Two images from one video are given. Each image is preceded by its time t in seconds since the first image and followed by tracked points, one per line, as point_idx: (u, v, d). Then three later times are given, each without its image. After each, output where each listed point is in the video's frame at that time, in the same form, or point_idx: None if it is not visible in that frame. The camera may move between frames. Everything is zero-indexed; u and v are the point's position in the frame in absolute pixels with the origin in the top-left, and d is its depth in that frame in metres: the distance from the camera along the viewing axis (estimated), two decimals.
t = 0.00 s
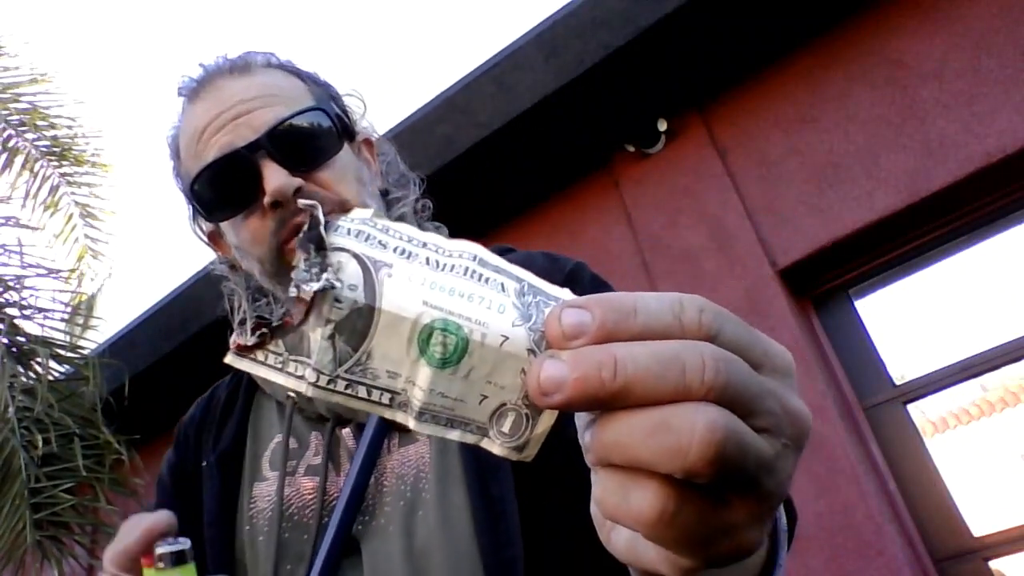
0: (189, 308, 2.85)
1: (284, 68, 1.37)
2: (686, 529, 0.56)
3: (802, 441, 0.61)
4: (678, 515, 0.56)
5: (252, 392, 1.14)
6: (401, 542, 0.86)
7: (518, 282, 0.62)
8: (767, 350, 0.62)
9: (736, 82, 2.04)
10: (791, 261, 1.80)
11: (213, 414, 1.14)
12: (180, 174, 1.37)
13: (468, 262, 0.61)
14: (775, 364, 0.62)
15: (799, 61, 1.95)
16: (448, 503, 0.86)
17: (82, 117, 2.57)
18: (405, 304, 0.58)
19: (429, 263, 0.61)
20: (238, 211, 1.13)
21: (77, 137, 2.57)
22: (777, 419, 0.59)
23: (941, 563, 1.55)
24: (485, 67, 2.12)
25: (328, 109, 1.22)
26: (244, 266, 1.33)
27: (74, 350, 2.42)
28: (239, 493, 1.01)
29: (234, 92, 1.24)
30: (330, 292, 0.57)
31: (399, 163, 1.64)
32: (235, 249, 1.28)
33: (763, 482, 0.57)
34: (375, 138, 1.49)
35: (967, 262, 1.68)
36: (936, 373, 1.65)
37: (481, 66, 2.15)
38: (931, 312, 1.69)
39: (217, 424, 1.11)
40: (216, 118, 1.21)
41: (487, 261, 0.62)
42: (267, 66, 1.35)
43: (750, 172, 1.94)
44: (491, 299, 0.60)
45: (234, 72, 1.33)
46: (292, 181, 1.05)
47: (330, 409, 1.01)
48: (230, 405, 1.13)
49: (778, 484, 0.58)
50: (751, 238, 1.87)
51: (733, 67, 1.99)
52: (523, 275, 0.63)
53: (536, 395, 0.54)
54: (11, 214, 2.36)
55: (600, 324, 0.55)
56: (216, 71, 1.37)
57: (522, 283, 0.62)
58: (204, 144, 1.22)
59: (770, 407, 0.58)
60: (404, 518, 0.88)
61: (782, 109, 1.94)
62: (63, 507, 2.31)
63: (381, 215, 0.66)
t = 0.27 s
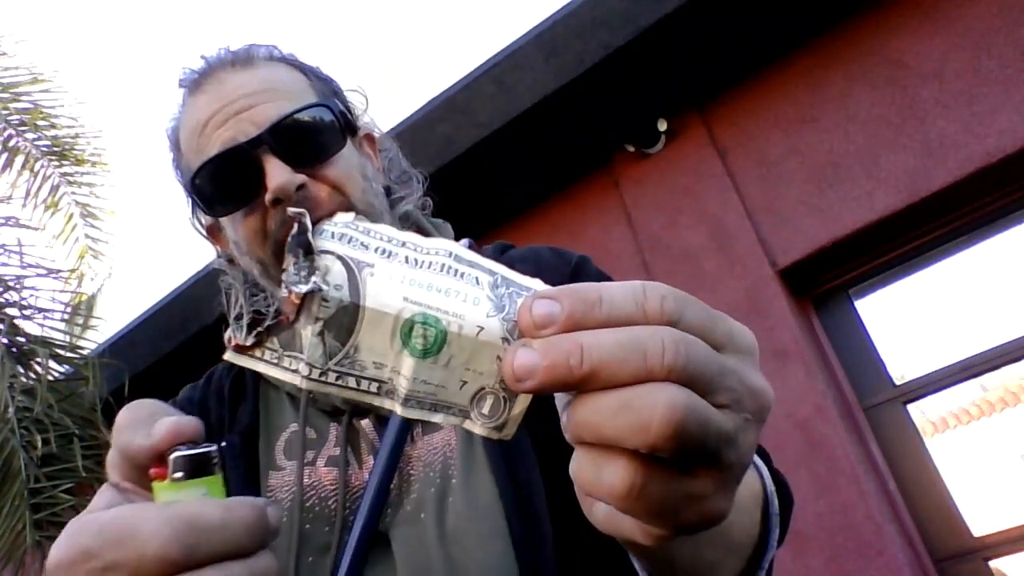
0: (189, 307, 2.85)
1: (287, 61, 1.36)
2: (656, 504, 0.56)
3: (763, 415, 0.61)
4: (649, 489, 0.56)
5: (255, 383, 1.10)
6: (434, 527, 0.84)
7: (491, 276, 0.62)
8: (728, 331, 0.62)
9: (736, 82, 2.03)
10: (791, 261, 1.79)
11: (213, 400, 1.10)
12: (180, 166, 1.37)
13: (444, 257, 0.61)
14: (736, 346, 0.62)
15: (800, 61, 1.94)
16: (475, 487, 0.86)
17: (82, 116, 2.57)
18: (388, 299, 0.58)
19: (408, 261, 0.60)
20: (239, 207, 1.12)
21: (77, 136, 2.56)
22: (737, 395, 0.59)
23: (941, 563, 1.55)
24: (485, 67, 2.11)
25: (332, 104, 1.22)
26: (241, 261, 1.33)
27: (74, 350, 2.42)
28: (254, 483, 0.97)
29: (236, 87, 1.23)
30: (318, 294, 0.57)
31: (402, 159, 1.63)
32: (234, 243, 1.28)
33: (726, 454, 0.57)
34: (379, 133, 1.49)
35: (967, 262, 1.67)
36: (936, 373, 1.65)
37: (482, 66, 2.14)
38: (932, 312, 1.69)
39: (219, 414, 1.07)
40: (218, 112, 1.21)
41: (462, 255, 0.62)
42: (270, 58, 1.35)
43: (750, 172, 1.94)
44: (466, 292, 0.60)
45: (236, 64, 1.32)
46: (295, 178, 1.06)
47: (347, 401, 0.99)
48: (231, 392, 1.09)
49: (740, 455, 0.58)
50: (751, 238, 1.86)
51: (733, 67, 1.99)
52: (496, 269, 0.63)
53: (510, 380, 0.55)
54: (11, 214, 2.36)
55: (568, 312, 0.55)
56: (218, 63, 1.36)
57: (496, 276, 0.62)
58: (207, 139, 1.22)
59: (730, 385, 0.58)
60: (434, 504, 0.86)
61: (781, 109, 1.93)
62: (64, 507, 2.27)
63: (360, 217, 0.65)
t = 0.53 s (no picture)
0: (190, 307, 2.85)
1: (293, 53, 1.37)
2: (674, 483, 0.59)
3: (773, 396, 0.64)
4: (666, 469, 0.58)
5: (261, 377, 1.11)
6: (449, 521, 0.86)
7: (505, 261, 0.64)
8: (738, 315, 0.65)
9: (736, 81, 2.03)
10: (792, 261, 1.80)
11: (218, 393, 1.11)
12: (185, 158, 1.38)
13: (459, 244, 0.63)
14: (746, 328, 0.65)
15: (800, 61, 1.94)
16: (489, 480, 0.89)
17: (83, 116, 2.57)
18: (404, 286, 0.60)
19: (423, 248, 0.62)
20: (249, 200, 1.14)
21: (77, 136, 2.57)
22: (748, 375, 0.62)
23: (941, 563, 1.55)
24: (484, 67, 2.12)
25: (340, 98, 1.23)
26: (246, 255, 1.35)
27: (74, 351, 2.43)
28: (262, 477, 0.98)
29: (245, 79, 1.24)
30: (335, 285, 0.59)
31: (406, 156, 1.64)
32: (240, 237, 1.30)
33: (740, 433, 0.60)
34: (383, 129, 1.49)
35: (967, 262, 1.68)
36: (936, 373, 1.65)
37: (482, 66, 2.14)
38: (932, 312, 1.69)
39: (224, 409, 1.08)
40: (227, 104, 1.22)
41: (477, 241, 0.64)
42: (276, 50, 1.35)
43: (750, 172, 1.94)
44: (481, 278, 0.62)
45: (244, 55, 1.32)
46: (305, 172, 1.08)
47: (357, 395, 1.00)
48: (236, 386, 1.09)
49: (753, 434, 0.61)
50: (750, 238, 1.87)
51: (734, 67, 1.99)
52: (509, 253, 0.65)
53: (526, 365, 0.56)
54: (11, 214, 2.36)
55: (583, 296, 0.58)
56: (223, 54, 1.36)
57: (509, 261, 0.64)
58: (215, 132, 1.23)
59: (741, 365, 0.61)
60: (449, 496, 0.89)
61: (782, 109, 1.94)
62: (64, 507, 2.29)
63: (372, 205, 0.66)
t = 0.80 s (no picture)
0: (190, 307, 2.85)
1: (293, 50, 1.36)
2: (681, 494, 0.59)
3: (782, 403, 0.65)
4: (674, 480, 0.58)
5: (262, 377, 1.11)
6: (451, 522, 0.86)
7: (511, 269, 0.64)
8: (745, 322, 0.65)
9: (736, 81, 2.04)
10: (792, 262, 1.80)
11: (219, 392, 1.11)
12: (185, 155, 1.38)
13: (464, 251, 0.62)
14: (752, 336, 0.65)
15: (800, 61, 1.94)
16: (490, 482, 0.90)
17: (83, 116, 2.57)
18: (411, 295, 0.59)
19: (429, 255, 0.61)
20: (251, 199, 1.16)
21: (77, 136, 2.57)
22: (757, 385, 0.62)
23: (941, 563, 1.55)
24: (484, 67, 2.12)
25: (341, 96, 1.24)
26: (247, 254, 1.36)
27: (74, 351, 2.42)
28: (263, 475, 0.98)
29: (246, 77, 1.24)
30: (342, 296, 0.57)
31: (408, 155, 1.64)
32: (240, 235, 1.31)
33: (747, 443, 0.60)
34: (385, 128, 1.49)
35: (967, 262, 1.68)
36: (936, 373, 1.66)
37: (482, 66, 2.14)
38: (932, 312, 1.69)
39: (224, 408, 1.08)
40: (227, 102, 1.22)
41: (482, 249, 0.64)
42: (276, 46, 1.35)
43: (750, 172, 1.94)
44: (487, 286, 0.62)
45: (245, 51, 1.32)
46: (307, 170, 1.10)
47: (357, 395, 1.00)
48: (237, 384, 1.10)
49: (762, 444, 0.61)
50: (750, 238, 1.87)
51: (734, 67, 1.99)
52: (514, 261, 0.65)
53: (533, 373, 0.57)
54: (11, 214, 2.36)
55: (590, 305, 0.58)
56: (224, 50, 1.36)
57: (515, 269, 0.64)
58: (216, 131, 1.23)
59: (751, 374, 0.62)
60: (450, 497, 0.89)
61: (782, 109, 1.94)
62: (64, 508, 2.30)
63: (376, 209, 0.64)
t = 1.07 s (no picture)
0: (189, 307, 2.84)
1: (294, 49, 1.36)
2: (687, 503, 0.59)
3: (787, 412, 0.65)
4: (680, 488, 0.58)
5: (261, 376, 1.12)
6: (450, 522, 0.86)
7: (517, 274, 0.63)
8: (751, 329, 0.65)
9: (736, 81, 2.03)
10: (792, 262, 1.80)
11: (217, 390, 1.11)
12: (185, 154, 1.38)
13: (470, 256, 0.62)
14: (759, 342, 0.65)
15: (800, 61, 1.94)
16: (490, 483, 0.89)
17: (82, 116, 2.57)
18: (415, 300, 0.59)
19: (434, 260, 0.61)
20: (251, 199, 1.16)
21: (76, 136, 2.56)
22: (763, 394, 0.62)
23: (941, 563, 1.55)
24: (484, 67, 2.12)
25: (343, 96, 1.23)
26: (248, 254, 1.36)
27: (74, 351, 2.42)
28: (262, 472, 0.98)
29: (247, 76, 1.24)
30: (348, 301, 0.56)
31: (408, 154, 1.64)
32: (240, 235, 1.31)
33: (753, 452, 0.60)
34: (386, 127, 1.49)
35: (966, 262, 1.68)
36: (936, 373, 1.65)
37: (481, 66, 2.14)
38: (932, 312, 1.69)
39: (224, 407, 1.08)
40: (228, 102, 1.22)
41: (488, 254, 0.63)
42: (277, 44, 1.34)
43: (750, 172, 1.94)
44: (493, 292, 0.61)
45: (245, 50, 1.32)
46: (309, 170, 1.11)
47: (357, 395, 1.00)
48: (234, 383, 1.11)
49: (767, 452, 0.61)
50: (750, 238, 1.87)
51: (734, 67, 1.99)
52: (521, 266, 0.64)
53: (539, 380, 0.57)
54: (11, 214, 2.36)
55: (597, 312, 0.58)
56: (224, 49, 1.36)
57: (521, 274, 0.63)
58: (217, 131, 1.23)
59: (756, 382, 0.62)
60: (449, 498, 0.88)
61: (782, 108, 1.94)
62: (63, 508, 2.30)
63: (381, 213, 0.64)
